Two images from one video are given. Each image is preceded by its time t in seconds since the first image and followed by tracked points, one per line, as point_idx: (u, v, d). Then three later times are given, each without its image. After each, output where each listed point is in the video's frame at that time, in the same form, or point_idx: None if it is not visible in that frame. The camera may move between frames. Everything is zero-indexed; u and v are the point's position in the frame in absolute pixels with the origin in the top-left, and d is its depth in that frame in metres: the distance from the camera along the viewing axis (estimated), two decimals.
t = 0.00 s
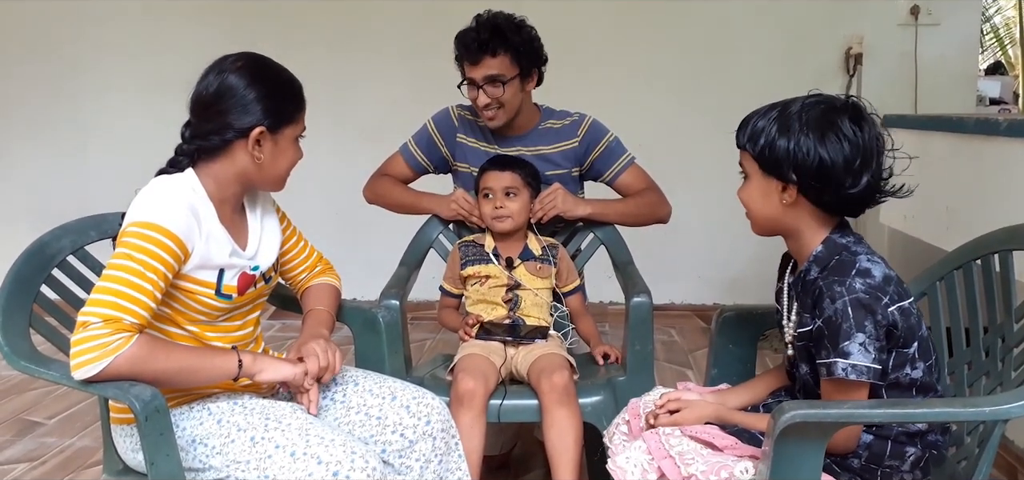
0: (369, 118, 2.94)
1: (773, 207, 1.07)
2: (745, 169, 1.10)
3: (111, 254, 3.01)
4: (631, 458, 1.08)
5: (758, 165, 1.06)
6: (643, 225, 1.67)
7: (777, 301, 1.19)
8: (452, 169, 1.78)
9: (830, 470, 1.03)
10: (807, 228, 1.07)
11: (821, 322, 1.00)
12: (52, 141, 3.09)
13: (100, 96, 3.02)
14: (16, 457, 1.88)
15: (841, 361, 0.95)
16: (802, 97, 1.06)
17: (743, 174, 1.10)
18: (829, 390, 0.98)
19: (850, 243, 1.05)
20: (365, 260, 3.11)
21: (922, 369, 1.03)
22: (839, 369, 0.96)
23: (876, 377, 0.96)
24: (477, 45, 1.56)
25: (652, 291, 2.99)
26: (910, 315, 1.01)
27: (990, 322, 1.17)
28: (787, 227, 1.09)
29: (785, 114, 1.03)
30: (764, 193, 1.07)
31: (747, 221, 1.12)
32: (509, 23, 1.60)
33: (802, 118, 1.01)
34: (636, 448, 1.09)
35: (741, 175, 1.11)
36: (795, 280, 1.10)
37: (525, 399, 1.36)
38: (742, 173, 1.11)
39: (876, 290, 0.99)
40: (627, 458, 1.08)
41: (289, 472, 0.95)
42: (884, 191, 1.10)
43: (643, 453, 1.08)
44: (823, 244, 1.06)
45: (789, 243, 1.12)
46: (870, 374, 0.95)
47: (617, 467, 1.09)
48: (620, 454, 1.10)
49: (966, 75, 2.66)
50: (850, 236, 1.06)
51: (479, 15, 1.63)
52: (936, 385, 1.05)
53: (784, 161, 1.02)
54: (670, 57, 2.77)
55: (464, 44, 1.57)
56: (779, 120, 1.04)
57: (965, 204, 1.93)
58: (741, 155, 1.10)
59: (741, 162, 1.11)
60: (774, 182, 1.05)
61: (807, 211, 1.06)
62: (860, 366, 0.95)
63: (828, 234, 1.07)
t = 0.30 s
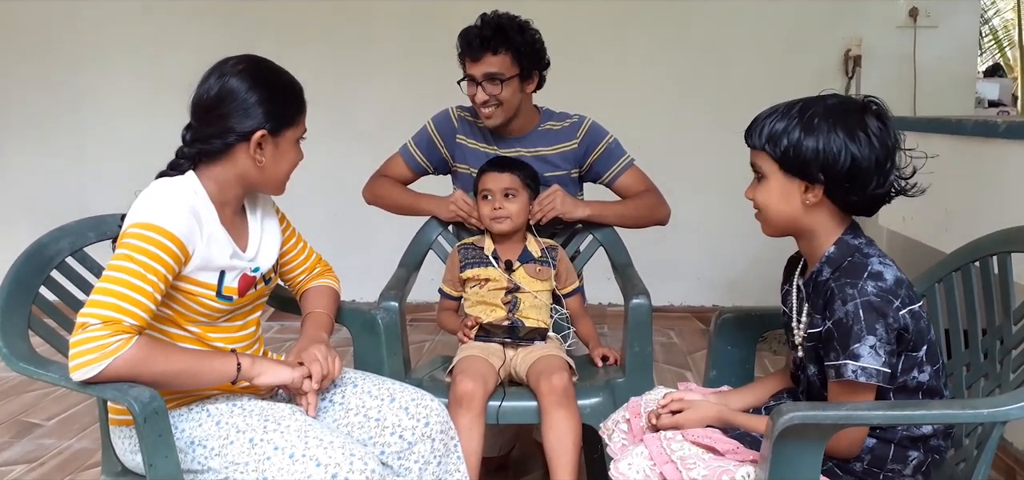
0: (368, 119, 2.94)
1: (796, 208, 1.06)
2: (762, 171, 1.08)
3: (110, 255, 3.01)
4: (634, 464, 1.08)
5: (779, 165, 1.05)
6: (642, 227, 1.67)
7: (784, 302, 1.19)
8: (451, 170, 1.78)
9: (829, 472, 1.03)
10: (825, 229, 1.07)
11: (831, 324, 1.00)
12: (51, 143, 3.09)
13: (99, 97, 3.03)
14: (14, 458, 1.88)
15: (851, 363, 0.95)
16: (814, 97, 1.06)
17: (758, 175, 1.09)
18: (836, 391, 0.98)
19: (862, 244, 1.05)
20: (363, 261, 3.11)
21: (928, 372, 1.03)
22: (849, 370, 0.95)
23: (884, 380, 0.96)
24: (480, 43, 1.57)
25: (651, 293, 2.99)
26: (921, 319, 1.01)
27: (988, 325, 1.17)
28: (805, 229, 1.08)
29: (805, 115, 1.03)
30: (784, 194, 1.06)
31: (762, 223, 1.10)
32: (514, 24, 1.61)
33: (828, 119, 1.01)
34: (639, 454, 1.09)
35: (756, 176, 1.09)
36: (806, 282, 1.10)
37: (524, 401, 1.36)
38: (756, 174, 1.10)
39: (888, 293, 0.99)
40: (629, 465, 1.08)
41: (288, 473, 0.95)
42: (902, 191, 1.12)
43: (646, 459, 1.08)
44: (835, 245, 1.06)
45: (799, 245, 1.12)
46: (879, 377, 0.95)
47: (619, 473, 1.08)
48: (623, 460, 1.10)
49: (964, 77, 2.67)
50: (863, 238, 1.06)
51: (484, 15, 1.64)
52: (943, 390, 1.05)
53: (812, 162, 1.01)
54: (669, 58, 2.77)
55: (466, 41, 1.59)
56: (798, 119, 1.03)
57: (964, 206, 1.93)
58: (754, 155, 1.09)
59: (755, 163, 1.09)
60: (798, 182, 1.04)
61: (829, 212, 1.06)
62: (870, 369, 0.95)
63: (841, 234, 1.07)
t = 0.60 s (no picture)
0: (366, 121, 2.94)
1: (799, 209, 1.06)
2: (766, 169, 1.07)
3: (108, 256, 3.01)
4: (631, 456, 1.08)
5: (784, 166, 1.05)
6: (641, 228, 1.67)
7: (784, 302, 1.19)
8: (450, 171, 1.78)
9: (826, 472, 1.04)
10: (830, 233, 1.07)
11: (835, 325, 1.00)
12: (50, 144, 3.09)
13: (97, 98, 3.02)
14: (11, 459, 1.88)
15: (855, 364, 0.95)
16: (818, 98, 1.06)
17: (762, 174, 1.08)
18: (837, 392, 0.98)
19: (864, 245, 1.05)
20: (362, 262, 3.10)
21: (929, 374, 1.03)
22: (852, 372, 0.96)
23: (887, 382, 0.96)
24: (478, 46, 1.57)
25: (649, 294, 3.00)
26: (923, 321, 1.01)
27: (986, 326, 1.17)
28: (808, 229, 1.08)
29: (810, 116, 1.03)
30: (788, 193, 1.06)
31: (766, 224, 1.10)
32: (514, 28, 1.61)
33: (832, 119, 1.02)
34: (636, 445, 1.10)
35: (760, 174, 1.09)
36: (808, 283, 1.10)
37: (522, 402, 1.36)
38: (760, 172, 1.09)
39: (892, 295, 0.99)
40: (626, 455, 1.09)
41: (286, 475, 0.95)
42: (907, 193, 1.12)
43: (643, 451, 1.08)
44: (838, 246, 1.06)
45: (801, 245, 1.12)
46: (883, 378, 0.95)
47: (617, 463, 1.09)
48: (620, 449, 1.11)
49: (962, 79, 2.67)
50: (865, 238, 1.06)
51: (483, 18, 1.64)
52: (943, 392, 1.05)
53: (816, 162, 1.02)
54: (668, 60, 2.78)
55: (466, 44, 1.59)
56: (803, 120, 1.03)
57: (962, 207, 1.93)
58: (758, 154, 1.08)
59: (759, 161, 1.08)
60: (802, 181, 1.04)
61: (833, 212, 1.06)
62: (874, 371, 0.95)
63: (845, 235, 1.07)
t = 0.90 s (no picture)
0: (365, 120, 2.94)
1: (801, 205, 1.06)
2: (767, 167, 1.08)
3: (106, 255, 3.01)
4: (629, 459, 1.08)
5: (784, 164, 1.05)
6: (640, 227, 1.67)
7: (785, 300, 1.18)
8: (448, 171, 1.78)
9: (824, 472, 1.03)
10: (834, 230, 1.07)
11: (835, 323, 1.00)
12: (47, 143, 3.08)
13: (95, 97, 3.02)
14: (8, 459, 1.87)
15: (855, 362, 0.95)
16: (832, 98, 1.05)
17: (763, 172, 1.09)
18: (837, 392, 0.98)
19: (868, 245, 1.05)
20: (361, 262, 3.10)
21: (928, 374, 1.03)
22: (852, 369, 0.95)
23: (887, 381, 0.95)
24: (477, 50, 1.56)
25: (648, 294, 3.00)
26: (924, 320, 1.01)
27: (985, 326, 1.17)
28: (811, 226, 1.08)
29: (811, 113, 1.03)
30: (788, 191, 1.06)
31: (770, 222, 1.10)
32: (512, 29, 1.59)
33: (832, 116, 1.01)
34: (635, 448, 1.09)
35: (762, 172, 1.09)
36: (810, 281, 1.10)
37: (521, 402, 1.36)
38: (762, 170, 1.10)
39: (892, 294, 0.98)
40: (624, 459, 1.08)
41: (282, 476, 0.94)
42: (908, 193, 1.11)
43: (642, 454, 1.08)
44: (841, 244, 1.06)
45: (808, 244, 1.12)
46: (883, 377, 0.95)
47: (614, 467, 1.09)
48: (618, 453, 1.10)
49: (961, 79, 2.67)
50: (868, 238, 1.06)
51: (480, 19, 1.62)
52: (942, 393, 1.05)
53: (815, 158, 1.01)
54: (667, 60, 2.77)
55: (464, 47, 1.58)
56: (806, 118, 1.03)
57: (962, 207, 1.93)
58: (761, 152, 1.09)
59: (761, 159, 1.09)
60: (800, 178, 1.04)
61: (834, 209, 1.06)
62: (873, 369, 0.94)
63: (848, 233, 1.07)
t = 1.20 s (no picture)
0: (362, 121, 2.94)
1: (795, 206, 1.06)
2: (763, 170, 1.09)
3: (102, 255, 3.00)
4: (626, 463, 1.08)
5: (777, 165, 1.06)
6: (637, 229, 1.67)
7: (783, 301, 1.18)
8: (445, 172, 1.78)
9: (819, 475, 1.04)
10: (828, 230, 1.07)
11: (827, 323, 1.00)
12: (43, 142, 3.08)
13: (91, 96, 3.01)
14: (3, 459, 1.87)
15: (845, 361, 0.95)
16: (824, 99, 1.05)
17: (760, 173, 1.10)
18: (830, 390, 0.99)
19: (863, 247, 1.05)
20: (357, 262, 3.10)
21: (923, 377, 1.03)
22: (841, 369, 0.96)
23: (877, 381, 0.95)
24: (473, 68, 1.51)
25: (644, 295, 3.00)
26: (917, 322, 1.01)
27: (980, 328, 1.17)
28: (807, 226, 1.08)
29: (802, 113, 1.04)
30: (782, 191, 1.07)
31: (767, 224, 1.11)
32: (501, 38, 1.55)
33: (821, 117, 1.02)
34: (631, 452, 1.10)
35: (759, 174, 1.11)
36: (806, 282, 1.10)
37: (516, 403, 1.36)
38: (759, 172, 1.11)
39: (884, 295, 0.99)
40: (621, 463, 1.08)
41: (277, 476, 0.95)
42: (904, 193, 1.10)
43: (638, 457, 1.08)
44: (836, 245, 1.06)
45: (805, 246, 1.12)
46: (872, 377, 0.95)
47: (611, 470, 1.09)
48: (614, 457, 1.10)
49: (957, 81, 2.68)
50: (864, 240, 1.06)
51: (468, 32, 1.57)
52: (937, 396, 1.06)
53: (803, 159, 1.02)
54: (665, 61, 2.78)
55: (458, 66, 1.53)
56: (800, 120, 1.03)
57: (957, 210, 1.94)
58: (757, 154, 1.10)
59: (758, 162, 1.10)
60: (793, 179, 1.05)
61: (827, 209, 1.06)
62: (863, 369, 0.95)
63: (843, 236, 1.07)
